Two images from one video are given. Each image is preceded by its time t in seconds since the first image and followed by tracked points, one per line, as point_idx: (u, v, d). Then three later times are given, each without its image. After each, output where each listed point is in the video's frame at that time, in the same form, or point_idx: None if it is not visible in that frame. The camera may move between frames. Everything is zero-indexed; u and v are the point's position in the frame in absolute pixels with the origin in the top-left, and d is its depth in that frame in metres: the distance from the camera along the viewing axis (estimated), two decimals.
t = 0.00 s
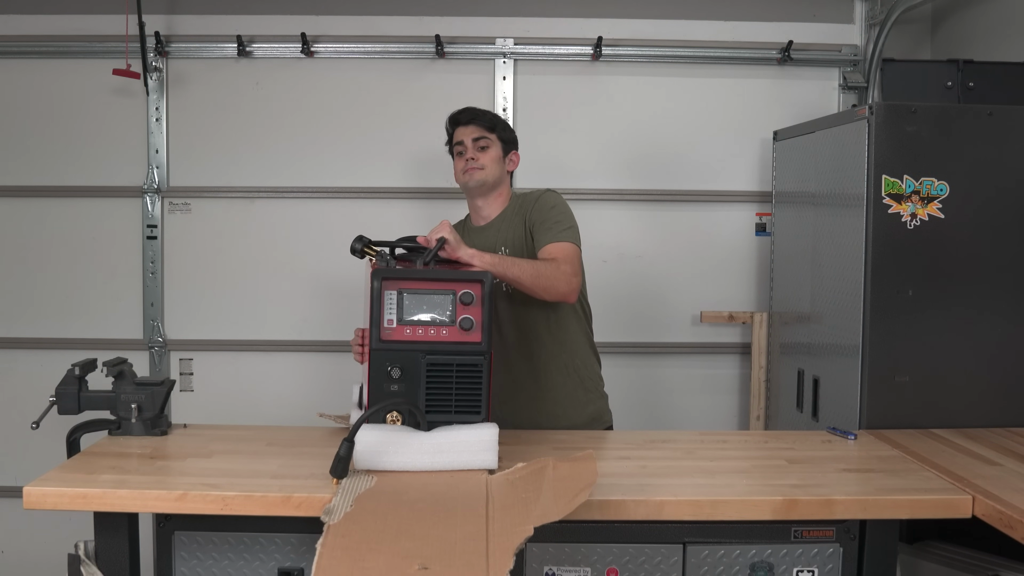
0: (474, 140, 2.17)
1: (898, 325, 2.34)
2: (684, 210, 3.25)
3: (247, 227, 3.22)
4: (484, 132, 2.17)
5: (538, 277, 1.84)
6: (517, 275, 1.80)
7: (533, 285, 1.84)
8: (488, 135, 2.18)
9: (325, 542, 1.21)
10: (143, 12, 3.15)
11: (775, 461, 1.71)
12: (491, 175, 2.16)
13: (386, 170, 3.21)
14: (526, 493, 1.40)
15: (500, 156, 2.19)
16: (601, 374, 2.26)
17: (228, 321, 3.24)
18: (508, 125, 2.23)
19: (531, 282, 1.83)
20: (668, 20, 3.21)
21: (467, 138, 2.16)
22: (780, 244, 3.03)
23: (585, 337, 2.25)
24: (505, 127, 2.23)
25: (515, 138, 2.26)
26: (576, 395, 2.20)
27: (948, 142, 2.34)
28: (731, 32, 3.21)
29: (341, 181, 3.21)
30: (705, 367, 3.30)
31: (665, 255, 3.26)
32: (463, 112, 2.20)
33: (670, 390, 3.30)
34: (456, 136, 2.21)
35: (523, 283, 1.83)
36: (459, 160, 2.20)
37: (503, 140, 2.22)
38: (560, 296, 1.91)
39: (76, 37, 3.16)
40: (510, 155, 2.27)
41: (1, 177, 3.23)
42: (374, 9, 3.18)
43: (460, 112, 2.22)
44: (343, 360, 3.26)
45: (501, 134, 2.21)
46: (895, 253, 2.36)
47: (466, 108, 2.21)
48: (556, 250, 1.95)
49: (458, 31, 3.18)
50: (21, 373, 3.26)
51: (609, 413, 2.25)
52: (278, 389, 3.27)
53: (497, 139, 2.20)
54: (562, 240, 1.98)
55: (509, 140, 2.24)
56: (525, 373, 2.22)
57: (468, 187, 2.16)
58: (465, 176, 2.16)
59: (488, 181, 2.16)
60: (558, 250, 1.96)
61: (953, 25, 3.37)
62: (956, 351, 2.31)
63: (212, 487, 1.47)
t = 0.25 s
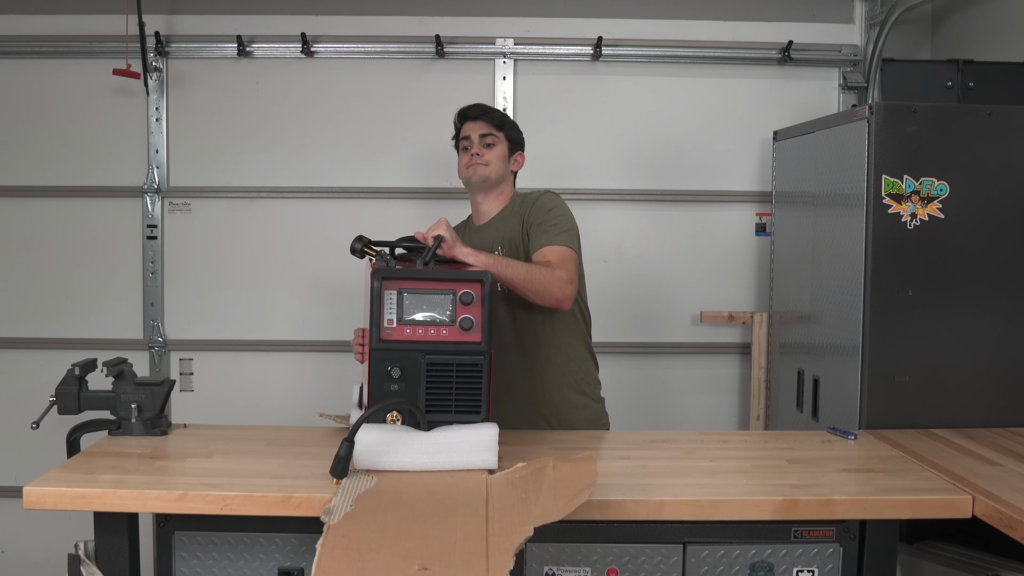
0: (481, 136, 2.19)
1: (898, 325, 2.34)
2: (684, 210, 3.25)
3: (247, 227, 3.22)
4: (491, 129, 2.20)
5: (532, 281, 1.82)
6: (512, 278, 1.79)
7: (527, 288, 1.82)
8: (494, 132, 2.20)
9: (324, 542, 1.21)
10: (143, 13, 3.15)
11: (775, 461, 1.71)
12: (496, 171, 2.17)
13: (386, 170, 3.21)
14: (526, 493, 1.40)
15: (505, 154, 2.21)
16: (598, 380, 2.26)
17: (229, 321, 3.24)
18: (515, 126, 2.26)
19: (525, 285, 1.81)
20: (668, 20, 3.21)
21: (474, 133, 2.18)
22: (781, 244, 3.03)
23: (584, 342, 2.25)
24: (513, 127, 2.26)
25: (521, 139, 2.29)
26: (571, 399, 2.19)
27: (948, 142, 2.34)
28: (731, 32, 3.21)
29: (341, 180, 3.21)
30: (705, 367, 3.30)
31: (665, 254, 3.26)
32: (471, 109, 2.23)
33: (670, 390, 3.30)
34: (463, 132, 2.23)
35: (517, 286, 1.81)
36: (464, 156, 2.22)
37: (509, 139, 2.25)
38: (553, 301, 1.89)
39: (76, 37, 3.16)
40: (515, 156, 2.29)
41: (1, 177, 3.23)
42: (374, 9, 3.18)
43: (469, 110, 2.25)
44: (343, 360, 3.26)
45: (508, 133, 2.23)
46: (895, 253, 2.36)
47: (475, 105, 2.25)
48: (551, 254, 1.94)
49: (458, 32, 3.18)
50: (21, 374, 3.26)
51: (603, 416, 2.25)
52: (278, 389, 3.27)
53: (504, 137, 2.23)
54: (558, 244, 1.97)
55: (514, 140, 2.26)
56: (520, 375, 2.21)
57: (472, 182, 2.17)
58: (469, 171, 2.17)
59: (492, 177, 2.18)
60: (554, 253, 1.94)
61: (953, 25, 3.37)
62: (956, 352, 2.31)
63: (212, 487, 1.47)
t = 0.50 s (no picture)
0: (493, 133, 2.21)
1: (898, 325, 2.34)
2: (684, 210, 3.25)
3: (247, 227, 3.22)
4: (504, 127, 2.21)
5: (540, 276, 1.80)
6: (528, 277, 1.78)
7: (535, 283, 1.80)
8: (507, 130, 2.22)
9: (342, 536, 1.21)
10: (143, 13, 3.15)
11: (775, 461, 1.71)
12: (506, 169, 2.19)
13: (386, 170, 3.21)
14: (539, 490, 1.42)
15: (516, 153, 2.22)
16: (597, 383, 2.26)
17: (228, 321, 3.24)
18: (528, 126, 2.27)
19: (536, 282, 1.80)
20: (668, 20, 3.21)
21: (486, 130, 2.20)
22: (780, 244, 3.03)
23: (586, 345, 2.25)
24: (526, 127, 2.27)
25: (533, 138, 2.29)
26: (570, 400, 2.19)
27: (948, 142, 2.34)
28: (731, 32, 3.21)
29: (341, 180, 3.21)
30: (705, 367, 3.30)
31: (665, 254, 3.26)
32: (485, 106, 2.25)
33: (670, 390, 3.30)
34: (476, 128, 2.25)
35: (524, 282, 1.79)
36: (476, 152, 2.23)
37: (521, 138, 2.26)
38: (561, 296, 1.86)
39: (76, 37, 3.16)
40: (526, 156, 2.30)
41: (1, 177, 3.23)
42: (374, 9, 3.18)
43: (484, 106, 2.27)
44: (343, 360, 3.26)
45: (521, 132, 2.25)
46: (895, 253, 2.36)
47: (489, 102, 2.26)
48: (554, 249, 1.92)
49: (458, 32, 3.18)
50: (21, 374, 3.26)
51: (602, 417, 2.25)
52: (279, 389, 3.27)
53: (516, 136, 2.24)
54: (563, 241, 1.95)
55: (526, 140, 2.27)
56: (520, 373, 2.21)
57: (481, 178, 2.18)
58: (480, 166, 2.19)
59: (502, 175, 2.19)
60: (559, 250, 1.92)
61: (953, 25, 3.37)
62: (956, 352, 2.31)
63: (212, 487, 1.47)
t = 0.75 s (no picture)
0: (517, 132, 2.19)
1: (898, 325, 2.34)
2: (684, 210, 3.25)
3: (247, 227, 3.22)
4: (528, 127, 2.20)
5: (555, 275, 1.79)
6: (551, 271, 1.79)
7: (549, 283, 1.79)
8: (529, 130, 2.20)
9: (391, 538, 1.24)
10: (143, 13, 3.15)
11: (775, 461, 1.71)
12: (525, 169, 2.18)
13: (386, 170, 3.21)
14: (569, 481, 1.47)
15: (536, 154, 2.21)
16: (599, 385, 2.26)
17: (228, 321, 3.24)
18: (550, 129, 2.26)
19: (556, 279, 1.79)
20: (668, 20, 3.21)
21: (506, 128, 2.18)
22: (781, 244, 3.03)
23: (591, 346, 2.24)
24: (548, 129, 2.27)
25: (554, 141, 2.29)
26: (571, 399, 2.19)
27: (948, 142, 2.34)
28: (731, 32, 3.21)
29: (341, 180, 3.21)
30: (705, 367, 3.30)
31: (665, 254, 3.26)
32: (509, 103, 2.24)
33: (670, 390, 3.30)
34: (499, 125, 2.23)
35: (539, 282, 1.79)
36: (497, 147, 2.21)
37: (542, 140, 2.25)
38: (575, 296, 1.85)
39: (76, 37, 3.16)
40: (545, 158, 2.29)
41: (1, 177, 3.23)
42: (374, 9, 3.18)
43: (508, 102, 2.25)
44: (343, 359, 3.26)
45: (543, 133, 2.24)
46: (896, 253, 2.36)
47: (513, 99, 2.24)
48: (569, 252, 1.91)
49: (458, 32, 3.18)
50: (21, 374, 3.26)
51: (602, 416, 2.25)
52: (278, 389, 3.27)
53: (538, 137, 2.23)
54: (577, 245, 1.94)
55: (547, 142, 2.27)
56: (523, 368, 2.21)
57: (499, 177, 2.18)
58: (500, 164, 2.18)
59: (520, 174, 2.18)
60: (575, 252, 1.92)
61: (953, 25, 3.37)
62: (956, 352, 2.31)
63: (212, 487, 1.47)
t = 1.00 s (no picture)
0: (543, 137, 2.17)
1: (899, 325, 2.34)
2: (684, 210, 3.25)
3: (247, 227, 3.22)
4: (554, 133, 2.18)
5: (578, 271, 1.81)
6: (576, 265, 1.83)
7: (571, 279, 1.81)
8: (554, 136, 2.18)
9: (406, 545, 1.23)
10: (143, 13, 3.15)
11: (775, 461, 1.71)
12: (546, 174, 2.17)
13: (386, 170, 3.21)
14: (578, 478, 1.48)
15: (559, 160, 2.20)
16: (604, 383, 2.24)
17: (228, 321, 3.24)
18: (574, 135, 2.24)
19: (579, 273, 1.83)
20: (668, 20, 3.21)
21: (531, 133, 2.17)
22: (781, 244, 3.03)
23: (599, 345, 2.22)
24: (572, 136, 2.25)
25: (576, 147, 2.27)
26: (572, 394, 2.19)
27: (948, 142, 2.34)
28: (731, 32, 3.21)
29: (341, 181, 3.21)
30: (705, 368, 3.30)
31: (665, 254, 3.26)
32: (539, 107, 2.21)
33: (670, 390, 3.30)
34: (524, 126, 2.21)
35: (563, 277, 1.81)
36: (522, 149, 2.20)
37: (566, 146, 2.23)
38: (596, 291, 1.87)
39: (76, 37, 3.16)
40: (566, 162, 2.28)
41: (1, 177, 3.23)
42: (374, 9, 3.18)
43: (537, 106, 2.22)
44: (343, 359, 3.26)
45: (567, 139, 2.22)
46: (896, 253, 2.36)
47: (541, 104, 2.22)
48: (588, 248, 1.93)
49: (458, 32, 3.18)
50: (21, 374, 3.26)
51: (605, 412, 2.24)
52: (278, 389, 3.27)
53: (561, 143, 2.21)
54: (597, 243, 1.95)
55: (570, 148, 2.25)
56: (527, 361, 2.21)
57: (521, 181, 2.18)
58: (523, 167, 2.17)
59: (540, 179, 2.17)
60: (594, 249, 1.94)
61: (953, 25, 3.37)
62: (956, 352, 2.31)
63: (212, 487, 1.47)
